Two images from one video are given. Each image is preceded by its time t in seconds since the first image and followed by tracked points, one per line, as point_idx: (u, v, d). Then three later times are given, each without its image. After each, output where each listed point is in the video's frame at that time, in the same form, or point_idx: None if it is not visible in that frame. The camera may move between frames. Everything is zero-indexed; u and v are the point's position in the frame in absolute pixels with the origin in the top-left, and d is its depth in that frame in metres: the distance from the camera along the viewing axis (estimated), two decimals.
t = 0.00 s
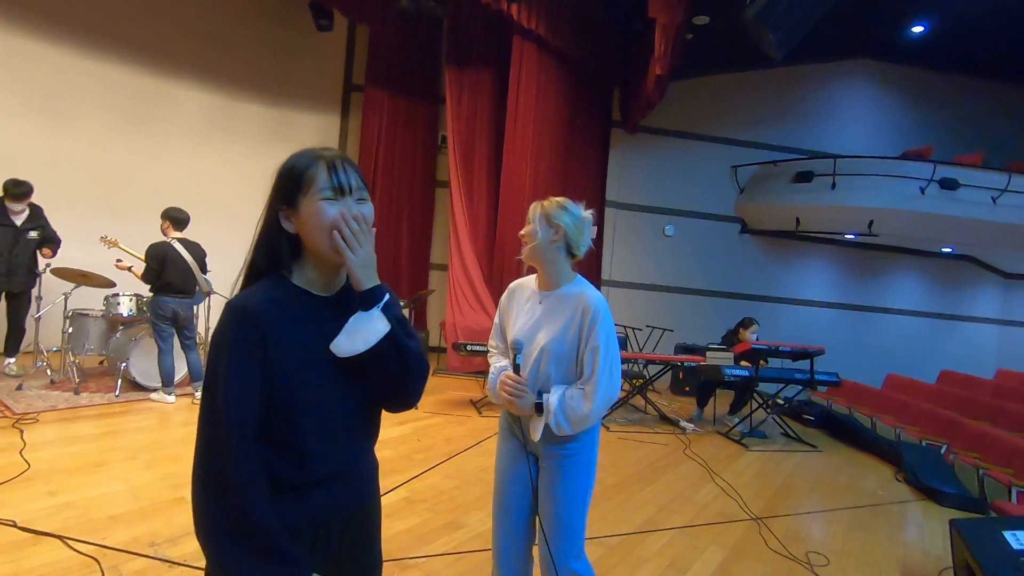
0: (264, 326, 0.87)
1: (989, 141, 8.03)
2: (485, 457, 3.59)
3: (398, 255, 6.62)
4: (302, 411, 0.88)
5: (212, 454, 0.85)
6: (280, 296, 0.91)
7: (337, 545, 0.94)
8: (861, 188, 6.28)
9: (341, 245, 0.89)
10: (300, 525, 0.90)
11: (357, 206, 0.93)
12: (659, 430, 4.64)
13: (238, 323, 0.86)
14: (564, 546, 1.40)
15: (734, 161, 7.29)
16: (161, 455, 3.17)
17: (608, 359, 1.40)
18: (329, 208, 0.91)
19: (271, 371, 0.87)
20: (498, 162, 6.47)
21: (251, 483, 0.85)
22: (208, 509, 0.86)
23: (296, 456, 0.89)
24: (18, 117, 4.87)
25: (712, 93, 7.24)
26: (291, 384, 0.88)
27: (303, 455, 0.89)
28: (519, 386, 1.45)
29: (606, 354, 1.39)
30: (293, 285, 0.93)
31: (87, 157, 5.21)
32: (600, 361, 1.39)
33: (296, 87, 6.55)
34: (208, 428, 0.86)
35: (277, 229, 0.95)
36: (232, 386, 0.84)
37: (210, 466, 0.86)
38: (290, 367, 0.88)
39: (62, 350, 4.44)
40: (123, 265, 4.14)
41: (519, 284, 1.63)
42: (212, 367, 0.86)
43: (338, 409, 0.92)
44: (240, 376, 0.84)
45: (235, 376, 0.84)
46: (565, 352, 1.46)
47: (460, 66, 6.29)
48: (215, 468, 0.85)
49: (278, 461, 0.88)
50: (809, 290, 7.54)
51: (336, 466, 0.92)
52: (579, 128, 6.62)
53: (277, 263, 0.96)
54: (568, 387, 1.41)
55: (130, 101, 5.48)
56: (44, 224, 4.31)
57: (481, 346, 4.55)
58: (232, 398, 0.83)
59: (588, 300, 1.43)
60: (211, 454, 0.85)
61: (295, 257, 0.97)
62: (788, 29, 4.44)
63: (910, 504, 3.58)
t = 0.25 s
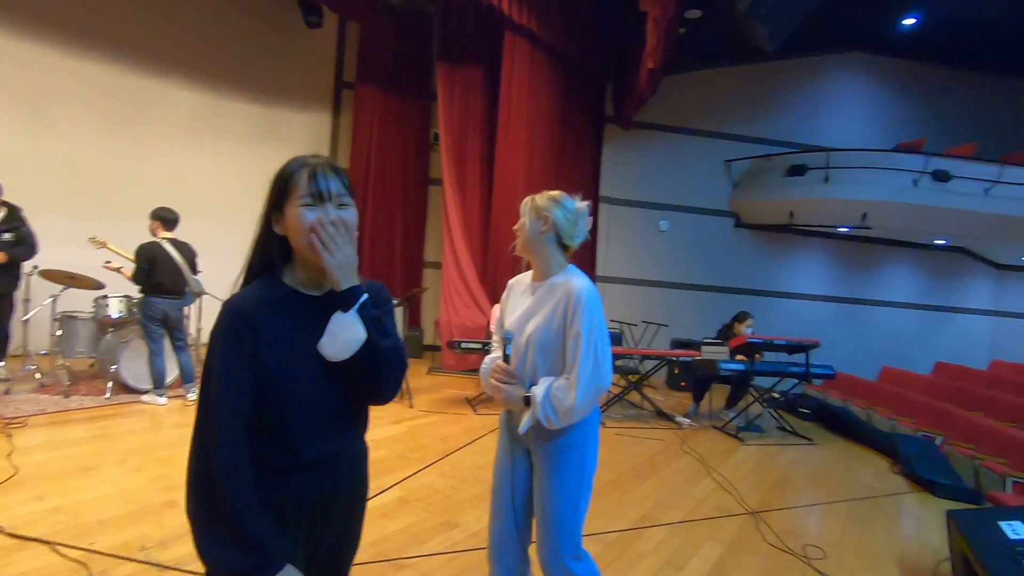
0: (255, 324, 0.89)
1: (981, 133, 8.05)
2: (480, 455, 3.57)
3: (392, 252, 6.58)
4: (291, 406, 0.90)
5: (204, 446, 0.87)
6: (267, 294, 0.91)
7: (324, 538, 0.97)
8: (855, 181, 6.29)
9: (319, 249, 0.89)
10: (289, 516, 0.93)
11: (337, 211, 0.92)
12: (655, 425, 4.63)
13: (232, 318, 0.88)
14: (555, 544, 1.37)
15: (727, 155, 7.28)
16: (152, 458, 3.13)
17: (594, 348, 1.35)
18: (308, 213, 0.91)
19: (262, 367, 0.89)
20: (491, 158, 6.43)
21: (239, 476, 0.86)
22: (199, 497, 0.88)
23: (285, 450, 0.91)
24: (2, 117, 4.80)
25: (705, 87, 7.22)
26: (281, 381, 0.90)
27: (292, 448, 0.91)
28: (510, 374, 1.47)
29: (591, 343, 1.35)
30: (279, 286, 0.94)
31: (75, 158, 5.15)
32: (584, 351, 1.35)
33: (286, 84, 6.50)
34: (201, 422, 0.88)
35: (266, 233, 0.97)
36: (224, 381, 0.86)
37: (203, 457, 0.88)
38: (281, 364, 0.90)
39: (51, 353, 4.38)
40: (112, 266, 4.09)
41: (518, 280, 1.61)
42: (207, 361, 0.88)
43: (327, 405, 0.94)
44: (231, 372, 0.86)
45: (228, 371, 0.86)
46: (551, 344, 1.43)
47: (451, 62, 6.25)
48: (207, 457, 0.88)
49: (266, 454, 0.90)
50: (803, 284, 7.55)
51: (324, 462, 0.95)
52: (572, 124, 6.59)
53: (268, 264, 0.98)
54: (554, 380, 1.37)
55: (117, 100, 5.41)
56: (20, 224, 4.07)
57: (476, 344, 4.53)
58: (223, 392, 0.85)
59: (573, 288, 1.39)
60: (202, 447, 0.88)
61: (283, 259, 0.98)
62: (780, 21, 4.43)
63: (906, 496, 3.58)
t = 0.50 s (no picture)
0: (256, 323, 0.91)
1: (966, 130, 8.14)
2: (474, 456, 3.54)
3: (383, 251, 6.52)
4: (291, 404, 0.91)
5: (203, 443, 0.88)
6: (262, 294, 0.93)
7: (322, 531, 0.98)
8: (844, 177, 6.32)
9: (316, 255, 0.90)
10: (287, 513, 0.95)
11: (338, 219, 0.92)
12: (649, 423, 4.62)
13: (233, 321, 0.90)
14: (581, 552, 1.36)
15: (718, 152, 7.28)
16: (139, 463, 3.07)
17: (614, 353, 1.34)
18: (311, 218, 0.91)
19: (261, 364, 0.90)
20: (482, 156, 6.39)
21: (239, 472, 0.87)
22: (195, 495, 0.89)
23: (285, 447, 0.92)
24: None
25: (695, 84, 7.21)
26: (280, 380, 0.91)
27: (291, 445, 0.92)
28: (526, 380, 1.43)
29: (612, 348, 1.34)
30: (278, 285, 0.95)
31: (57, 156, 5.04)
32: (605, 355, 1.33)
33: (273, 81, 6.41)
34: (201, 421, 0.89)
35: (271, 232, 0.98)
36: (224, 380, 0.87)
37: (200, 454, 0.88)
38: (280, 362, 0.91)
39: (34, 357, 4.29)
40: (96, 267, 4.01)
41: (528, 282, 1.58)
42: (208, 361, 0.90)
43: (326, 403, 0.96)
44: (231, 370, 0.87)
45: (229, 370, 0.88)
46: (569, 347, 1.40)
47: (441, 59, 6.19)
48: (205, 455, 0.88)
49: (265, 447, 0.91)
50: (793, 280, 7.59)
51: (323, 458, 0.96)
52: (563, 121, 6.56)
53: (268, 262, 0.99)
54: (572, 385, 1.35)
55: (99, 97, 5.29)
56: None
57: (468, 343, 4.50)
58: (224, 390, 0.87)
59: (593, 293, 1.37)
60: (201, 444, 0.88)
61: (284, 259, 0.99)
62: (771, 17, 4.42)
63: (897, 491, 3.60)
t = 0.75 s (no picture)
0: (261, 337, 0.90)
1: (926, 140, 8.44)
2: (454, 463, 3.50)
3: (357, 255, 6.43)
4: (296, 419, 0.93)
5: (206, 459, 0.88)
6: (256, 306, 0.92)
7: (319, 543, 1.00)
8: (813, 184, 6.48)
9: (341, 267, 0.96)
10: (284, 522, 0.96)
11: (357, 233, 0.98)
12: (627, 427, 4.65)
13: (236, 333, 0.88)
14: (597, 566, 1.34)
15: (692, 158, 7.38)
16: (104, 477, 2.94)
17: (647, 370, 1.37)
18: (334, 231, 0.95)
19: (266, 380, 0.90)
20: (460, 160, 6.35)
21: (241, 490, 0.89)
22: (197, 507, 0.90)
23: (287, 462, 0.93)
24: None
25: (670, 91, 7.30)
26: (284, 394, 0.91)
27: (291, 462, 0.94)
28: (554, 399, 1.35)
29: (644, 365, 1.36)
30: (280, 295, 0.95)
31: (15, 156, 4.81)
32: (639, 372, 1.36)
33: (244, 81, 6.25)
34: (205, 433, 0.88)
35: (272, 240, 0.96)
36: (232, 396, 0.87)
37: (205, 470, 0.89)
38: (285, 378, 0.91)
39: None
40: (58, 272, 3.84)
41: (538, 292, 1.53)
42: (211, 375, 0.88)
43: (326, 415, 0.98)
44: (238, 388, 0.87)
45: (236, 385, 0.87)
46: (598, 361, 1.39)
47: (418, 61, 6.13)
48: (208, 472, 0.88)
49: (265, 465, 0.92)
50: (764, 284, 7.75)
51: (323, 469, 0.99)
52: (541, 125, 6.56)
53: (263, 270, 0.97)
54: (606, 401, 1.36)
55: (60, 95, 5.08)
56: None
57: (447, 349, 4.45)
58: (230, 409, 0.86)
59: (623, 308, 1.38)
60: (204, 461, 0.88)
61: (283, 267, 0.97)
62: (746, 27, 4.50)
63: (868, 491, 3.70)
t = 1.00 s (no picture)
0: (296, 338, 0.86)
1: (893, 140, 8.68)
2: (440, 467, 3.47)
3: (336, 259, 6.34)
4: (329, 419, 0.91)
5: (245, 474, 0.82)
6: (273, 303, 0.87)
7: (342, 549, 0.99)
8: (788, 184, 6.61)
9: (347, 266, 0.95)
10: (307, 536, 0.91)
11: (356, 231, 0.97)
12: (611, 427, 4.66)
13: (269, 333, 0.83)
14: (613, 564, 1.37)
15: (669, 159, 7.47)
16: (77, 491, 2.83)
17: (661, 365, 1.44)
18: (341, 230, 0.93)
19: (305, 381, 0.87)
20: (439, 161, 6.32)
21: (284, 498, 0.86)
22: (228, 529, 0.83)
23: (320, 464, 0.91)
24: None
25: (647, 92, 7.37)
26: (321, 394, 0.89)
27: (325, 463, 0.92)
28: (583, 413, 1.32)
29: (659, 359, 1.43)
30: (286, 299, 0.90)
31: None
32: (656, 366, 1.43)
33: (216, 82, 6.12)
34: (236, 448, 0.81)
35: (271, 244, 0.89)
36: (277, 400, 0.82)
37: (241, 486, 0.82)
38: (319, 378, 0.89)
39: None
40: (23, 279, 3.69)
41: (543, 291, 1.49)
42: (242, 382, 0.81)
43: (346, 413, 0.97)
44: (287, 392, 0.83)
45: (278, 391, 0.82)
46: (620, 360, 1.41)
47: (395, 62, 6.08)
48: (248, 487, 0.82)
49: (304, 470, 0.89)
50: (741, 282, 7.87)
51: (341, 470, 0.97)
52: (521, 126, 6.56)
53: (261, 276, 0.89)
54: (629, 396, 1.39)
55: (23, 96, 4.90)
56: None
57: (430, 351, 4.41)
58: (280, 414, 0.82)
59: (643, 309, 1.43)
60: (243, 474, 0.82)
61: (287, 269, 0.91)
62: (723, 29, 4.56)
63: (848, 483, 3.77)
